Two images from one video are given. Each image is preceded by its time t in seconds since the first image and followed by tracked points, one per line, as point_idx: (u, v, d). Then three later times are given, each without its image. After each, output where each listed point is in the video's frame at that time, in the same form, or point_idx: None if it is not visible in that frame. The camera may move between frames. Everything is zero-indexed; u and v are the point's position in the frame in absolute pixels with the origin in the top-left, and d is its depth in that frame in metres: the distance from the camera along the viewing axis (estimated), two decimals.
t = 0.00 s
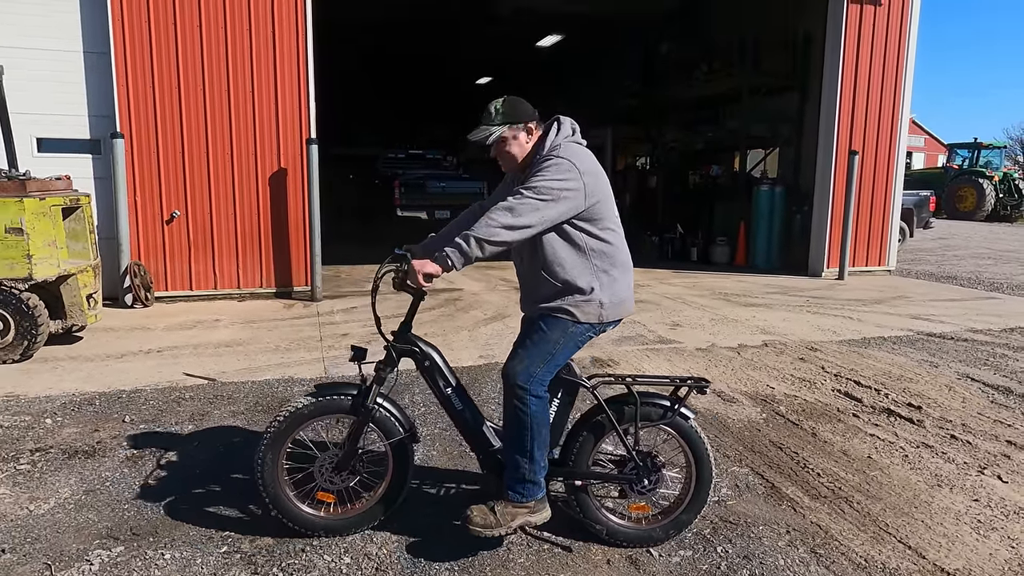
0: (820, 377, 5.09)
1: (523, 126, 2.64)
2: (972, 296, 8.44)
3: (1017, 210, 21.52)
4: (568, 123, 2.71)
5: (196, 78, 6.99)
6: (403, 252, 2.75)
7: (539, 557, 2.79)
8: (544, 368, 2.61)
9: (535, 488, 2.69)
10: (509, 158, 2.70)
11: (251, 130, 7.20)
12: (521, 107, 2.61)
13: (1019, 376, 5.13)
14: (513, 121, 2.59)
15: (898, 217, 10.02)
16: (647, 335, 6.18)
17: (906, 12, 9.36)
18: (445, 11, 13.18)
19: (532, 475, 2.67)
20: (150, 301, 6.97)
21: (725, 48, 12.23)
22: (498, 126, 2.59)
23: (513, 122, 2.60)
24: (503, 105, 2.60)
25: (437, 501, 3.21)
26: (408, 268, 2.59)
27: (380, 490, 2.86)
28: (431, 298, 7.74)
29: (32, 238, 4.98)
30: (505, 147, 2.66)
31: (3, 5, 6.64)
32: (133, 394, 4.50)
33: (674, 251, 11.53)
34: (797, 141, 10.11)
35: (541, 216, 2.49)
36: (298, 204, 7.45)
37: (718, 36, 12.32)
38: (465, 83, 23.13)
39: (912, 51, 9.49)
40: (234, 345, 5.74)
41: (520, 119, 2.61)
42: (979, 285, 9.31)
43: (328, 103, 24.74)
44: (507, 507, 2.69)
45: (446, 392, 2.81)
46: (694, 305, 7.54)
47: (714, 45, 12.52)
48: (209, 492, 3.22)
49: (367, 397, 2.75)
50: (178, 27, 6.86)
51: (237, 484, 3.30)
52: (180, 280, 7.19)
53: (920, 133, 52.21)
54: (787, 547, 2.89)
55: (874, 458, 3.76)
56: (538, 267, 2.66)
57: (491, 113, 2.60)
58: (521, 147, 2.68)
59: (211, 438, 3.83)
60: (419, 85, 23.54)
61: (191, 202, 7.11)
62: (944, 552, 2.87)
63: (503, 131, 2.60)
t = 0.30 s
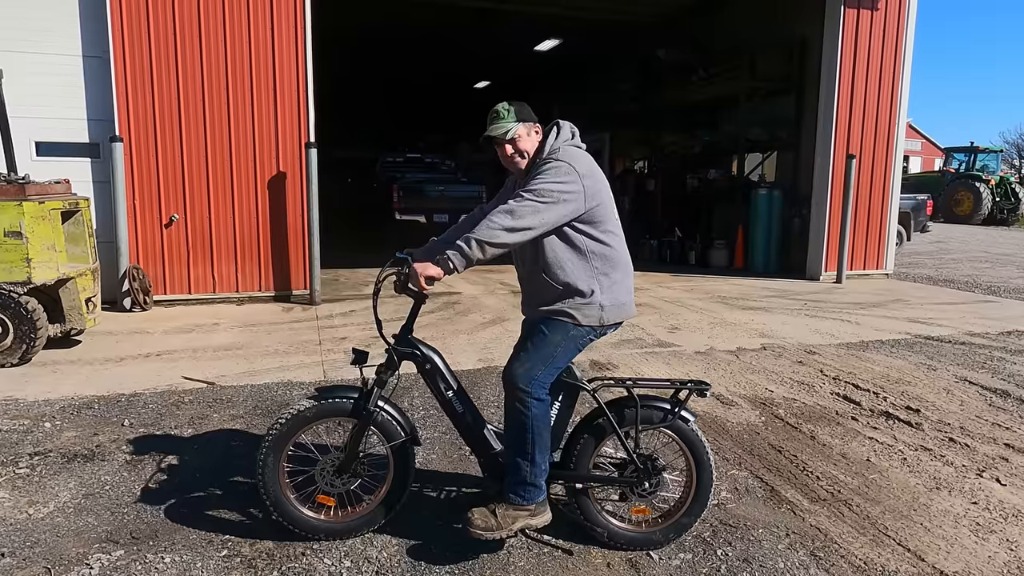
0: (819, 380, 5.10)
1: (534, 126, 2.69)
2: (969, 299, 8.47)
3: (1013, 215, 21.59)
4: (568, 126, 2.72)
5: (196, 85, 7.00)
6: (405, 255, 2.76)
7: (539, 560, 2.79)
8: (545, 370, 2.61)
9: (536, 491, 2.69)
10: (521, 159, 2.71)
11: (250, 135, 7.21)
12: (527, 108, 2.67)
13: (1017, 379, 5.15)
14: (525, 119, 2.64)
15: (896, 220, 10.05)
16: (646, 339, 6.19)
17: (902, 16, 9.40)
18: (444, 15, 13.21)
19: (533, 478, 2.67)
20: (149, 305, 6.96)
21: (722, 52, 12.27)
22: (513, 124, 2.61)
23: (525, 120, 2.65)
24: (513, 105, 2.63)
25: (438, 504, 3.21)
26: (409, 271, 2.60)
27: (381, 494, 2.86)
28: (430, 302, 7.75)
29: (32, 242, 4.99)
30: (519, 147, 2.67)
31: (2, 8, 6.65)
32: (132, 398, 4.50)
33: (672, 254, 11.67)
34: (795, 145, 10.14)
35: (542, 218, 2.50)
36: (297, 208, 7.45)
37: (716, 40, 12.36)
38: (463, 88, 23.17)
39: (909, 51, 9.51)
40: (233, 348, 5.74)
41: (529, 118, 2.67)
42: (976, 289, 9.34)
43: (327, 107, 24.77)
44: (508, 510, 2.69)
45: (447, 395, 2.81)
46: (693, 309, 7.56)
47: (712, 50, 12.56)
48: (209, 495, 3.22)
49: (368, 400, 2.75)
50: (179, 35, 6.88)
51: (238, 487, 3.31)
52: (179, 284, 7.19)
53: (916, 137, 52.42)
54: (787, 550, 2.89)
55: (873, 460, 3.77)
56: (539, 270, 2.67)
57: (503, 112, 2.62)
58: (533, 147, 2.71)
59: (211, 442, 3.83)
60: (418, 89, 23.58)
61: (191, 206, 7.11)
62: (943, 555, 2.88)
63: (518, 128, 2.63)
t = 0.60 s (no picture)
0: (817, 381, 5.11)
1: (533, 129, 2.70)
2: (967, 300, 8.49)
3: (1010, 216, 21.63)
4: (564, 127, 2.73)
5: (196, 97, 7.02)
6: (403, 257, 2.78)
7: (539, 561, 2.80)
8: (543, 372, 2.62)
9: (534, 492, 2.70)
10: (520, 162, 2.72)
11: (250, 137, 7.22)
12: (526, 111, 2.69)
13: (1015, 380, 5.16)
14: (524, 122, 2.66)
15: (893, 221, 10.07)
16: (644, 340, 6.21)
17: (900, 18, 9.43)
18: (442, 17, 13.23)
19: (531, 479, 2.68)
20: (148, 306, 6.96)
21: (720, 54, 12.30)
22: (513, 127, 2.63)
23: (524, 123, 2.67)
24: (511, 107, 2.65)
25: (436, 505, 3.22)
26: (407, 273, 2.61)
27: (380, 495, 2.86)
28: (429, 303, 7.76)
29: (31, 244, 5.00)
30: (519, 149, 2.68)
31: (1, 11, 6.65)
32: (131, 400, 4.50)
33: (670, 256, 11.64)
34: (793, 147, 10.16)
35: (538, 220, 2.51)
36: (296, 212, 7.45)
37: (714, 42, 12.38)
38: (461, 89, 23.18)
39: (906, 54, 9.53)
40: (233, 350, 5.74)
41: (529, 121, 2.69)
42: (974, 290, 9.36)
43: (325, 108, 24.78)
44: (506, 511, 2.70)
45: (445, 397, 2.81)
46: (691, 310, 7.57)
47: (710, 51, 12.58)
48: (209, 497, 3.23)
49: (366, 402, 2.76)
50: (178, 53, 6.91)
51: (238, 489, 3.31)
52: (178, 286, 7.19)
53: (914, 138, 52.51)
54: (786, 550, 2.90)
55: (871, 461, 3.79)
56: (535, 271, 2.67)
57: (502, 114, 2.63)
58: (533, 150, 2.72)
59: (210, 444, 3.83)
60: (416, 91, 23.59)
61: (190, 208, 7.11)
62: (941, 555, 2.89)
63: (517, 131, 2.64)
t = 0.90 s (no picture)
0: (816, 384, 5.11)
1: (534, 130, 2.70)
2: (966, 303, 8.49)
3: (1008, 218, 21.66)
4: (565, 132, 2.73)
5: (195, 107, 7.02)
6: (401, 261, 2.77)
7: (537, 565, 2.79)
8: (541, 376, 2.62)
9: (533, 496, 2.70)
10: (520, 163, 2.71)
11: (249, 140, 7.22)
12: (527, 113, 2.70)
13: (1013, 382, 5.17)
14: (525, 123, 2.66)
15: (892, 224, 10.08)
16: (643, 343, 6.20)
17: (897, 22, 9.45)
18: (441, 20, 13.25)
19: (529, 484, 2.67)
20: (147, 309, 6.96)
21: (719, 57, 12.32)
22: (513, 127, 2.63)
23: (525, 124, 2.67)
24: (512, 109, 2.65)
25: (434, 509, 3.21)
26: (405, 277, 2.61)
27: (377, 498, 2.86)
28: (428, 306, 7.76)
29: (30, 247, 4.99)
30: (518, 150, 2.68)
31: None
32: (130, 403, 4.49)
33: (669, 258, 11.63)
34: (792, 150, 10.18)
35: (539, 227, 2.51)
36: (295, 217, 7.45)
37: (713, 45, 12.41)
38: (460, 92, 23.19)
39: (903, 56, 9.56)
40: (231, 353, 5.73)
41: (529, 123, 2.69)
42: (973, 293, 9.36)
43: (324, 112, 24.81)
44: (504, 515, 2.70)
45: (443, 400, 2.81)
46: (690, 313, 7.57)
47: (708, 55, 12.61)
48: (206, 501, 3.22)
49: (363, 405, 2.76)
50: (178, 72, 6.93)
51: (235, 493, 3.30)
52: (177, 289, 7.19)
53: (912, 141, 52.61)
54: (785, 554, 2.90)
55: (870, 464, 3.78)
56: (534, 276, 2.67)
57: (502, 115, 2.64)
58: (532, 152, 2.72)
59: (208, 447, 3.83)
60: (415, 94, 23.61)
61: (188, 211, 7.11)
62: (940, 558, 2.89)
63: (518, 132, 2.64)
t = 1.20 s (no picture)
0: (818, 386, 5.09)
1: (534, 131, 2.69)
2: (967, 305, 8.47)
3: (1009, 220, 21.65)
4: (567, 133, 2.71)
5: (195, 107, 7.01)
6: (400, 262, 2.76)
7: (538, 568, 2.78)
8: (542, 379, 2.60)
9: (533, 500, 2.68)
10: (520, 164, 2.70)
11: (249, 142, 7.21)
12: (528, 112, 2.68)
13: (1016, 385, 5.15)
14: (525, 122, 2.65)
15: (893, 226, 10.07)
16: (644, 345, 6.18)
17: (898, 23, 9.45)
18: (441, 22, 13.25)
19: (530, 488, 2.66)
20: (146, 311, 6.95)
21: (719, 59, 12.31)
22: (513, 126, 2.62)
23: (525, 124, 2.65)
24: (513, 108, 2.64)
25: (433, 512, 3.19)
26: (405, 280, 2.59)
27: (376, 502, 2.84)
28: (428, 308, 7.75)
29: (29, 248, 4.97)
30: (518, 150, 2.66)
31: None
32: (129, 406, 4.47)
33: (669, 260, 11.62)
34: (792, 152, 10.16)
35: (542, 230, 2.49)
36: (295, 217, 7.44)
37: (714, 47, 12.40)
38: (461, 94, 23.19)
39: (905, 56, 9.55)
40: (231, 356, 5.72)
41: (530, 122, 2.67)
42: (974, 295, 9.34)
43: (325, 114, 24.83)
44: (504, 519, 2.68)
45: (442, 403, 2.80)
46: (691, 315, 7.56)
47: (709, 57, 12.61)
48: (204, 505, 3.20)
49: (362, 408, 2.74)
50: (179, 69, 6.92)
51: (233, 497, 3.28)
52: (176, 291, 7.17)
53: (913, 143, 52.62)
54: (788, 557, 2.88)
55: (873, 467, 3.76)
56: (535, 279, 2.66)
57: (502, 114, 2.62)
58: (532, 151, 2.71)
59: (207, 450, 3.81)
60: (415, 96, 23.62)
61: (188, 213, 7.10)
62: (943, 561, 2.87)
63: (517, 131, 2.63)
